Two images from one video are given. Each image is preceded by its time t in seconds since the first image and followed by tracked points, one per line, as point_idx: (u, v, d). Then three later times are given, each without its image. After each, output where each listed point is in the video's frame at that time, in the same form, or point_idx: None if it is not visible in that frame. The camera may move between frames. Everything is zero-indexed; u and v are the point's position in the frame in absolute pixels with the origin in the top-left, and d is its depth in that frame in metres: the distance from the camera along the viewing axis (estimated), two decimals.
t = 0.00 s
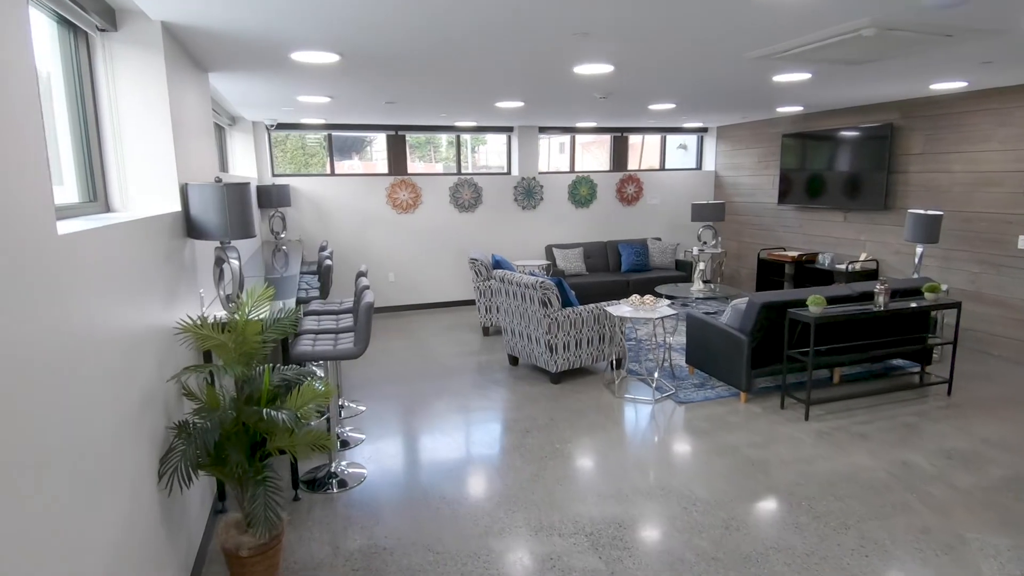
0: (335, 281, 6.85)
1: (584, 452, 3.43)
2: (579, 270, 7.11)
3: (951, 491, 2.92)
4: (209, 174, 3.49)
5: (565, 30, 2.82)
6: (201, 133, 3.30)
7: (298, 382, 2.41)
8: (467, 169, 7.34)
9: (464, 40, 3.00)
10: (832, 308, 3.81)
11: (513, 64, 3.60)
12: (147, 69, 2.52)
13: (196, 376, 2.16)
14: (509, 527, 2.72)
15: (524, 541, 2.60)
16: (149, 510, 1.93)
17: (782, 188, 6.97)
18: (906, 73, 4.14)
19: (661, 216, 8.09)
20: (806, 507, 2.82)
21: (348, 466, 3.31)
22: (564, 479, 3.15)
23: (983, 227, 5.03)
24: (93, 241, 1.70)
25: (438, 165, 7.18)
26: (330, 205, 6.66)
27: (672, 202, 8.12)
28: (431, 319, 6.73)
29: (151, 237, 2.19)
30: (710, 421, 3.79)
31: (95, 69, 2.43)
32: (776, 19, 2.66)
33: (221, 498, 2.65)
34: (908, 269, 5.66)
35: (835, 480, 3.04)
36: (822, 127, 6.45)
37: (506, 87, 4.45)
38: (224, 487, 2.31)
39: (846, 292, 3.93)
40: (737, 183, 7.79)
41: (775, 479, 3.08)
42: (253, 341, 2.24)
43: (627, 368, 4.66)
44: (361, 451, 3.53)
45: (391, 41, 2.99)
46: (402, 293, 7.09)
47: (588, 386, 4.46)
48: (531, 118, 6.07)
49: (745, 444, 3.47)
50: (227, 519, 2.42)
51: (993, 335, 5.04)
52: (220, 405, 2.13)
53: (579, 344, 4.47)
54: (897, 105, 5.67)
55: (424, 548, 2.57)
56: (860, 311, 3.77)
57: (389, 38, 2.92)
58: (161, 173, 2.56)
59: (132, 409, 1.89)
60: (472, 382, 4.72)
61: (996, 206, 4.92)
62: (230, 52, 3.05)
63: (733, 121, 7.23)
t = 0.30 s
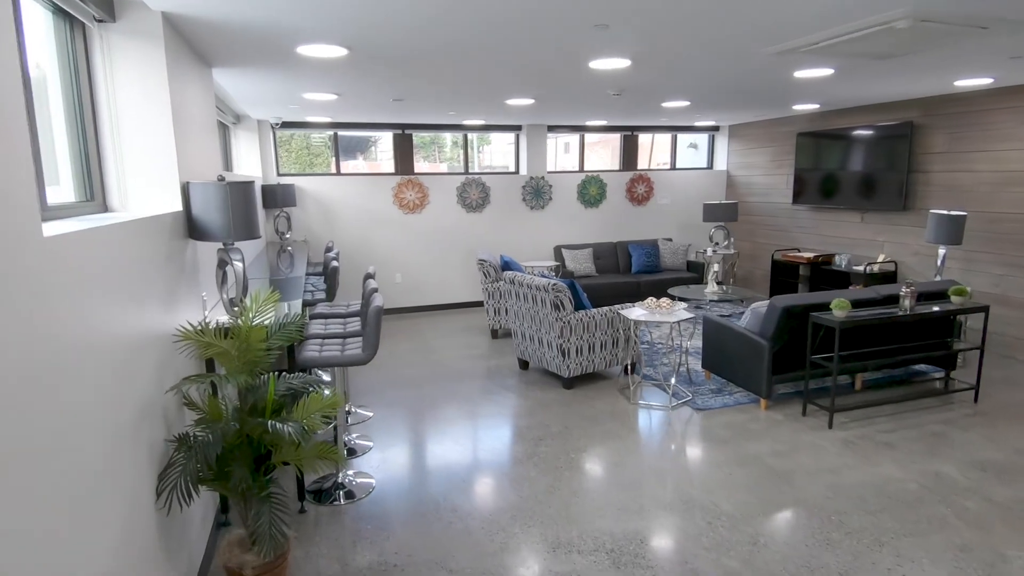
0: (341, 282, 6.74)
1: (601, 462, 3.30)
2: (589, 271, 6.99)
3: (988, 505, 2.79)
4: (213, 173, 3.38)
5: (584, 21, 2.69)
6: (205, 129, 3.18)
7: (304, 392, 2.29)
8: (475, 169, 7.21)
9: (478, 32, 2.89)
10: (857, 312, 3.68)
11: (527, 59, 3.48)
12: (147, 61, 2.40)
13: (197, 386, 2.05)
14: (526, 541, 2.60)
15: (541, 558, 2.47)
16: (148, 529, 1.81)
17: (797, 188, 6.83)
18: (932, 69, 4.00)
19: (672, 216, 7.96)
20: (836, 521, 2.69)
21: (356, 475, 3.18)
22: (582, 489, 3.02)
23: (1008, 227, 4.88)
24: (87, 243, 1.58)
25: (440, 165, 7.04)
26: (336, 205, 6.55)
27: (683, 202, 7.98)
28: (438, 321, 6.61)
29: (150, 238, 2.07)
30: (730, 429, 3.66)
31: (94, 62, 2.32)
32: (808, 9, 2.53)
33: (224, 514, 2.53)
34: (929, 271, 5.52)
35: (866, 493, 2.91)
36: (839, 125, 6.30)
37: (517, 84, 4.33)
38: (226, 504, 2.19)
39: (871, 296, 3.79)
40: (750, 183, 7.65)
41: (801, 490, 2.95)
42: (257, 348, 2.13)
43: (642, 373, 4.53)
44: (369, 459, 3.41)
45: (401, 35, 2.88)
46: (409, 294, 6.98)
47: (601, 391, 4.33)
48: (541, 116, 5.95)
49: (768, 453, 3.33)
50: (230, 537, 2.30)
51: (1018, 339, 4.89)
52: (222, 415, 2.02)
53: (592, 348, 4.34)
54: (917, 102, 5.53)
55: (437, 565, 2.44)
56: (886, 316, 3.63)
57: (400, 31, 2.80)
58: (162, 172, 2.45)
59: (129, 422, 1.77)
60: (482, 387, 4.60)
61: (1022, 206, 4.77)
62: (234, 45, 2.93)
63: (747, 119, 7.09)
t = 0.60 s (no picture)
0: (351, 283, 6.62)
1: (625, 472, 3.16)
2: (603, 272, 6.85)
3: None
4: (222, 171, 3.26)
5: (612, 10, 2.55)
6: (213, 125, 3.06)
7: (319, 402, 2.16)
8: (486, 168, 7.08)
9: (492, 25, 2.78)
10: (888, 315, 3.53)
11: (547, 52, 3.35)
12: (154, 51, 2.28)
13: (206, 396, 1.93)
14: (550, 557, 2.47)
15: None
16: (153, 550, 1.69)
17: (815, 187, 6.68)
18: (967, 63, 3.85)
19: (686, 216, 7.81)
20: (878, 538, 2.54)
21: (369, 485, 3.06)
22: (606, 501, 2.88)
23: None
24: (87, 242, 1.45)
25: (445, 167, 6.90)
26: (345, 204, 6.43)
27: (698, 202, 7.84)
28: (449, 323, 6.49)
29: (157, 237, 1.95)
30: (757, 438, 3.51)
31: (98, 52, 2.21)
32: None
33: (233, 529, 2.41)
34: (955, 273, 5.36)
35: (906, 507, 2.76)
36: (860, 123, 6.15)
37: (533, 80, 4.21)
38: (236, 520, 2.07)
39: (902, 299, 3.65)
40: (766, 182, 7.50)
41: (837, 504, 2.80)
42: (270, 356, 2.01)
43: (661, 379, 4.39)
44: (382, 468, 3.28)
45: (419, 26, 2.75)
46: (419, 296, 6.86)
47: (621, 397, 4.19)
48: (555, 114, 5.82)
49: (799, 463, 3.19)
50: (241, 555, 2.17)
51: None
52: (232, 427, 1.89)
53: (611, 352, 4.21)
54: (942, 99, 5.37)
55: None
56: (919, 320, 3.48)
57: (418, 22, 2.67)
58: (169, 168, 2.33)
59: (133, 436, 1.64)
60: (497, 392, 4.47)
61: None
62: (244, 36, 2.81)
63: (764, 117, 6.94)
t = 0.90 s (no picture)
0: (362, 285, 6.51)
1: (652, 487, 3.03)
2: (619, 274, 6.71)
3: None
4: (234, 172, 3.15)
5: (644, 3, 2.41)
6: (225, 123, 2.94)
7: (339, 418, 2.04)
8: (499, 168, 6.96)
9: (523, 16, 2.58)
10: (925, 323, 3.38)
11: (570, 48, 3.22)
12: (165, 45, 2.16)
13: (220, 413, 1.81)
14: None
15: None
16: None
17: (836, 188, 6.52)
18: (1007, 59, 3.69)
19: (703, 217, 7.67)
20: (926, 560, 2.40)
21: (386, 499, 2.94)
22: (636, 518, 2.75)
23: None
24: (94, 250, 1.33)
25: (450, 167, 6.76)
26: (356, 205, 6.32)
27: (714, 203, 7.69)
28: (462, 325, 6.37)
29: (168, 242, 1.83)
30: (789, 449, 3.37)
31: (106, 46, 2.09)
32: None
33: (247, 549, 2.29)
34: (985, 277, 5.20)
35: (953, 527, 2.61)
36: (884, 122, 5.99)
37: (552, 78, 4.08)
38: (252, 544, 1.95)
39: (939, 306, 3.49)
40: (785, 183, 7.34)
41: (879, 522, 2.66)
42: (288, 370, 1.89)
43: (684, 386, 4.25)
44: (399, 480, 3.16)
45: (440, 20, 2.62)
46: (432, 298, 6.74)
47: (642, 405, 4.05)
48: (570, 113, 5.69)
49: (834, 477, 3.05)
50: None
51: None
52: (247, 445, 1.77)
53: (633, 359, 4.07)
54: (971, 98, 5.21)
55: None
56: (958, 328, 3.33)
57: (439, 15, 2.54)
58: (180, 168, 2.21)
59: (142, 459, 1.52)
60: (514, 398, 4.34)
61: None
62: (256, 30, 2.69)
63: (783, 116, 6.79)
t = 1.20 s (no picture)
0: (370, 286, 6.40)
1: (676, 499, 2.90)
2: (631, 276, 6.58)
3: None
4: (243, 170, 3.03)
5: None
6: (233, 120, 2.83)
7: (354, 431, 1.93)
8: (509, 166, 6.83)
9: (550, 6, 2.41)
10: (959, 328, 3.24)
11: (589, 43, 3.10)
12: (169, 35, 2.05)
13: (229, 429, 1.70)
14: None
15: None
16: None
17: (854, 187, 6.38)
18: None
19: (716, 217, 7.53)
20: None
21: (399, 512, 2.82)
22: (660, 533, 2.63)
23: None
24: (91, 254, 1.21)
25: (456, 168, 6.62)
26: (365, 204, 6.21)
27: (729, 203, 7.55)
28: (473, 327, 6.25)
29: (173, 244, 1.71)
30: (816, 459, 3.24)
31: (108, 36, 1.98)
32: None
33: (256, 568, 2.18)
34: (1011, 279, 5.04)
35: (997, 544, 2.48)
36: (905, 120, 5.84)
37: (567, 74, 3.95)
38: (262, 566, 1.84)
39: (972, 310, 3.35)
40: (801, 182, 7.20)
41: (917, 537, 2.53)
42: (301, 381, 1.78)
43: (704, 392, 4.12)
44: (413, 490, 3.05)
45: (457, 11, 2.49)
46: (441, 299, 6.62)
47: (661, 411, 3.92)
48: (583, 110, 5.56)
49: (866, 489, 2.92)
50: None
51: None
52: (258, 461, 1.66)
53: (651, 364, 3.94)
54: (997, 94, 5.07)
55: None
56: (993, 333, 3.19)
57: (457, 6, 2.41)
58: (186, 165, 2.10)
59: (145, 479, 1.41)
60: (527, 403, 4.22)
61: None
62: (265, 22, 2.57)
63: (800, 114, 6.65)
